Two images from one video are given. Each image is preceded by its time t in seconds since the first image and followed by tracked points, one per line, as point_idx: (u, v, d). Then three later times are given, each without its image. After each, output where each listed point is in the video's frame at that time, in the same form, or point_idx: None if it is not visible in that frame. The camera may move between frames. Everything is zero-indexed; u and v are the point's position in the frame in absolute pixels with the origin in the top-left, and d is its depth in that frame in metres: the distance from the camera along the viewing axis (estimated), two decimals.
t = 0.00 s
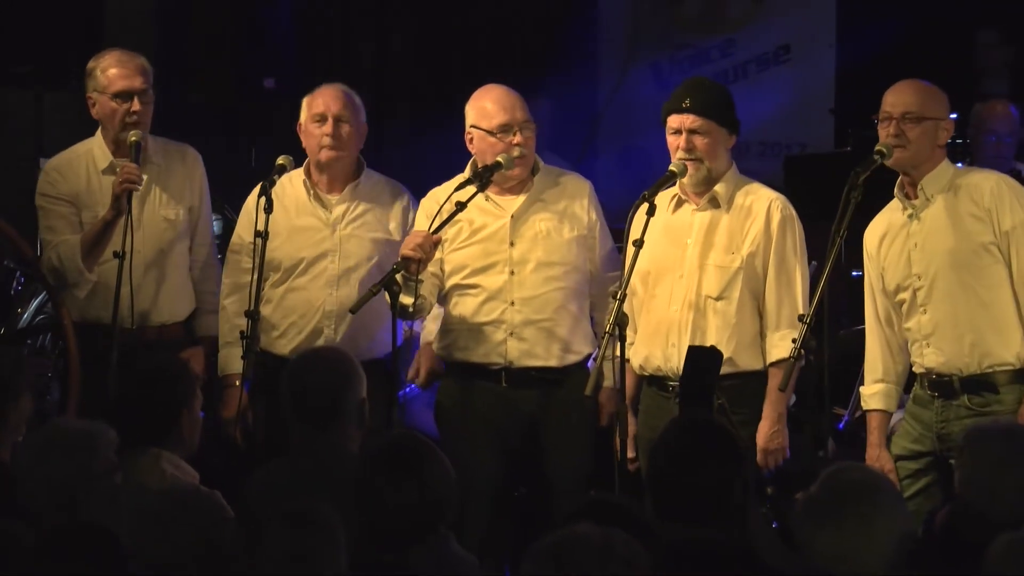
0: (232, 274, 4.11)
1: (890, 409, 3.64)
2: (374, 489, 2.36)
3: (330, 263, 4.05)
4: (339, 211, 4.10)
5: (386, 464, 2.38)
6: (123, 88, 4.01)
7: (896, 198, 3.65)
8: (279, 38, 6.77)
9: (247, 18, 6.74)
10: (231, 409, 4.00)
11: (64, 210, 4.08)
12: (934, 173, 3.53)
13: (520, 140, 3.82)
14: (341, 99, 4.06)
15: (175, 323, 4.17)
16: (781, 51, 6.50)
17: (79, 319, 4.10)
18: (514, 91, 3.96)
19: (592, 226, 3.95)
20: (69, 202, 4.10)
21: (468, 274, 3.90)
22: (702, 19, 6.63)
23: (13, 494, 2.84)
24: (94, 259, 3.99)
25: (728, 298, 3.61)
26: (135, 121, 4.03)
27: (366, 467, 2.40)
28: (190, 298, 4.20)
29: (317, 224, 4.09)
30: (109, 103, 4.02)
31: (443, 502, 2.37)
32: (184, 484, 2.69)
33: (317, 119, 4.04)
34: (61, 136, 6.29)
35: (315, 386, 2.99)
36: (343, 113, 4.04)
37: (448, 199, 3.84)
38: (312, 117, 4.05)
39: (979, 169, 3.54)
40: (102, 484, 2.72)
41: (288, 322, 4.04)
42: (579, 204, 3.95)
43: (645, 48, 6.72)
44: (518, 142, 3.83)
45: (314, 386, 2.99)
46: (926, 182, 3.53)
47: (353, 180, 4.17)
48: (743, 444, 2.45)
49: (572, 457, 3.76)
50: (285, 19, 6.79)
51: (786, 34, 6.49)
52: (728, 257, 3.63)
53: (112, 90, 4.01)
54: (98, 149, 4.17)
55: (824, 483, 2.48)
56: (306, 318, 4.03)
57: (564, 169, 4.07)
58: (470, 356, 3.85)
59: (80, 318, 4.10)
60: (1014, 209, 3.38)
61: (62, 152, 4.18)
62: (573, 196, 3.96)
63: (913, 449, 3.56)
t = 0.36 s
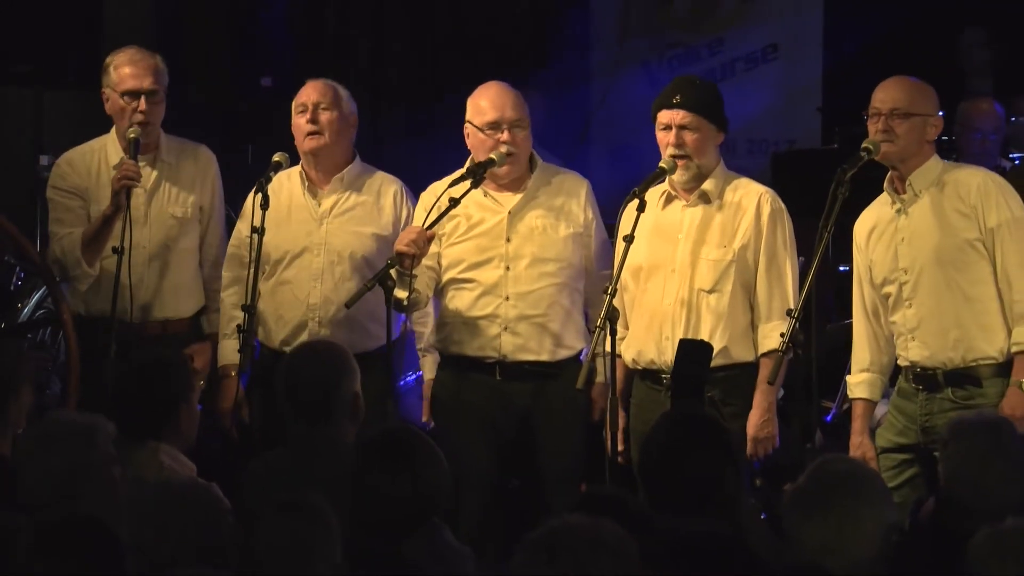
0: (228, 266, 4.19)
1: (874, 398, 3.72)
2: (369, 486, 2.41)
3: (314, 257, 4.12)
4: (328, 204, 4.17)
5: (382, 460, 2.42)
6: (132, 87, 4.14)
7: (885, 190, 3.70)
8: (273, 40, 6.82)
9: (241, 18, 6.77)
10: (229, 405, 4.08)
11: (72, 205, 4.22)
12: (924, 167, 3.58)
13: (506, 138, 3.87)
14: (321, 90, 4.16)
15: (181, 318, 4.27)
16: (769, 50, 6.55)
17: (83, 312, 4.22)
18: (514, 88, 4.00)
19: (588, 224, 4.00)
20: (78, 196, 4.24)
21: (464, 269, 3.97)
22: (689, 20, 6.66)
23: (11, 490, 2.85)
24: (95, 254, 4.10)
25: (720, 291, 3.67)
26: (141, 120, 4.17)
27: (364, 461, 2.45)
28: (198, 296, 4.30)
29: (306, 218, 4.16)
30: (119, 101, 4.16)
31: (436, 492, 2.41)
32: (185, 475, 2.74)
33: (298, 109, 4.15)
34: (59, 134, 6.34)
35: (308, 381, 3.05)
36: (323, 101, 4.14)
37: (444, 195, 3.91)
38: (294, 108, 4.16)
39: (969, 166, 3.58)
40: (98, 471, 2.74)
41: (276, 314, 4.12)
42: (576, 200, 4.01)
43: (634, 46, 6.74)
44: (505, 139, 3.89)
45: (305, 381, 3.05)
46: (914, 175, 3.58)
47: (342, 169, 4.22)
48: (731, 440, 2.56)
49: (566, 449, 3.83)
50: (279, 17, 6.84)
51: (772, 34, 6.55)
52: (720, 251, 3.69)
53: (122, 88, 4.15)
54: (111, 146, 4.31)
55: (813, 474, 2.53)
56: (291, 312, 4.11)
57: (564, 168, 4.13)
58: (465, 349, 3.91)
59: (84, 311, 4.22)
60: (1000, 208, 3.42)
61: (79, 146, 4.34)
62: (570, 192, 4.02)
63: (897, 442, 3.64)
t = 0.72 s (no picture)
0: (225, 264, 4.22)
1: (850, 371, 3.77)
2: (361, 476, 2.42)
3: (304, 254, 4.17)
4: (317, 203, 4.21)
5: (372, 450, 2.45)
6: (133, 85, 4.19)
7: (876, 181, 3.72)
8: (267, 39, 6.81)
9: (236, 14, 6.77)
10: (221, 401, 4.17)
11: (76, 200, 4.27)
12: (915, 161, 3.61)
13: (488, 136, 3.93)
14: (310, 93, 4.15)
15: (182, 315, 4.31)
16: (758, 48, 6.60)
17: (85, 307, 4.29)
18: (509, 86, 4.05)
19: (585, 223, 4.03)
20: (83, 191, 4.30)
21: (460, 264, 4.01)
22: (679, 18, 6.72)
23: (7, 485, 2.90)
24: (92, 249, 4.17)
25: (710, 292, 3.72)
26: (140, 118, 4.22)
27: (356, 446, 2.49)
28: (201, 295, 4.34)
29: (295, 219, 4.20)
30: (122, 97, 4.23)
31: (427, 484, 2.43)
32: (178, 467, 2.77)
33: (288, 113, 4.17)
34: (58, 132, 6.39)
35: (301, 376, 3.09)
36: (313, 106, 4.15)
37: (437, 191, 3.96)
38: (284, 111, 4.18)
39: (960, 163, 3.60)
40: (94, 466, 2.79)
41: (270, 313, 4.17)
42: (572, 198, 4.06)
43: (626, 46, 6.81)
44: (489, 137, 3.94)
45: (299, 375, 3.09)
46: (907, 168, 3.61)
47: (328, 167, 4.26)
48: (719, 429, 2.59)
49: (558, 444, 3.88)
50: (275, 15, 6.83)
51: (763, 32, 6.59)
52: (712, 252, 3.73)
53: (125, 85, 4.20)
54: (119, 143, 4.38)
55: (800, 467, 2.55)
56: (285, 312, 4.16)
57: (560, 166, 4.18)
58: (460, 344, 3.96)
59: (87, 307, 4.29)
60: (988, 211, 3.44)
61: (88, 140, 4.41)
62: (567, 191, 4.07)
63: (869, 438, 3.66)
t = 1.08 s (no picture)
0: (214, 261, 4.25)
1: (829, 353, 3.80)
2: (354, 467, 2.45)
3: (296, 251, 4.20)
4: (307, 200, 4.24)
5: (365, 445, 2.48)
6: (128, 82, 4.22)
7: (858, 173, 3.75)
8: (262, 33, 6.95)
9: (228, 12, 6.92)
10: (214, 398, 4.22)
11: (74, 196, 4.30)
12: (898, 158, 3.63)
13: (480, 131, 3.96)
14: (300, 97, 4.19)
15: (178, 311, 4.33)
16: (747, 46, 6.60)
17: (81, 303, 4.32)
18: (506, 83, 4.08)
19: (580, 221, 4.06)
20: (80, 188, 4.32)
21: (456, 259, 4.04)
22: (669, 14, 6.70)
23: (5, 480, 2.91)
24: (87, 245, 4.19)
25: (696, 285, 3.75)
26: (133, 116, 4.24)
27: (351, 439, 2.53)
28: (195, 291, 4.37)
29: (286, 215, 4.23)
30: (117, 94, 4.26)
31: (415, 480, 2.46)
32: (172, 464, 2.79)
33: (278, 113, 4.21)
34: (52, 130, 6.38)
35: (296, 371, 3.11)
36: (300, 110, 4.19)
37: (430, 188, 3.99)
38: (276, 111, 4.22)
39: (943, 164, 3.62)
40: (91, 462, 2.82)
41: (262, 309, 4.20)
42: (568, 195, 4.07)
43: (618, 44, 6.81)
44: (481, 132, 3.98)
45: (294, 370, 3.12)
46: (888, 165, 3.63)
47: (319, 167, 4.29)
48: (710, 423, 2.60)
49: (550, 438, 3.92)
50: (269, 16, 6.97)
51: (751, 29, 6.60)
52: (698, 246, 3.77)
53: (121, 82, 4.24)
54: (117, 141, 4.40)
55: (790, 462, 2.59)
56: (276, 307, 4.19)
57: (556, 163, 4.21)
58: (454, 340, 4.00)
59: (84, 302, 4.32)
60: (962, 222, 3.47)
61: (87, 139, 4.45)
62: (564, 188, 4.09)
63: (840, 435, 3.70)
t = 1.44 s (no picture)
0: (209, 260, 4.28)
1: (805, 345, 3.82)
2: (346, 462, 2.49)
3: (292, 251, 4.22)
4: (303, 199, 4.26)
5: (356, 440, 2.52)
6: (118, 81, 4.25)
7: (848, 170, 3.77)
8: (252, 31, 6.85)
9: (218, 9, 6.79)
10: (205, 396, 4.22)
11: (68, 195, 4.33)
12: (887, 161, 3.65)
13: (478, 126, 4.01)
14: (293, 95, 4.22)
15: (174, 308, 4.37)
16: (738, 45, 6.63)
17: (77, 301, 4.36)
18: (507, 82, 4.13)
19: (577, 221, 4.09)
20: (75, 187, 4.35)
21: (452, 258, 4.07)
22: (660, 14, 6.73)
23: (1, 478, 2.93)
24: (84, 244, 4.22)
25: (691, 284, 3.77)
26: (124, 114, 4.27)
27: (341, 436, 2.56)
28: (190, 288, 4.40)
29: (281, 214, 4.26)
30: (107, 93, 4.29)
31: (408, 476, 2.47)
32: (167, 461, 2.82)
33: (271, 112, 4.24)
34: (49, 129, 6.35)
35: (290, 366, 3.15)
36: (294, 107, 4.21)
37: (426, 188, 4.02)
38: (268, 111, 4.25)
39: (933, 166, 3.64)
40: (85, 455, 2.86)
41: (257, 308, 4.22)
42: (567, 195, 4.10)
43: (607, 45, 6.84)
44: (479, 126, 4.02)
45: (288, 365, 3.15)
46: (879, 166, 3.65)
47: (315, 166, 4.31)
48: (702, 419, 2.61)
49: (542, 435, 3.94)
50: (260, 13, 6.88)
51: (742, 28, 6.62)
52: (692, 245, 3.79)
53: (110, 81, 4.27)
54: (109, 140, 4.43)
55: (782, 459, 2.59)
56: (272, 306, 4.21)
57: (554, 162, 4.23)
58: (451, 338, 4.02)
59: (80, 301, 4.35)
60: (950, 226, 3.49)
61: (80, 139, 4.47)
62: (562, 187, 4.11)
63: (818, 431, 3.73)
